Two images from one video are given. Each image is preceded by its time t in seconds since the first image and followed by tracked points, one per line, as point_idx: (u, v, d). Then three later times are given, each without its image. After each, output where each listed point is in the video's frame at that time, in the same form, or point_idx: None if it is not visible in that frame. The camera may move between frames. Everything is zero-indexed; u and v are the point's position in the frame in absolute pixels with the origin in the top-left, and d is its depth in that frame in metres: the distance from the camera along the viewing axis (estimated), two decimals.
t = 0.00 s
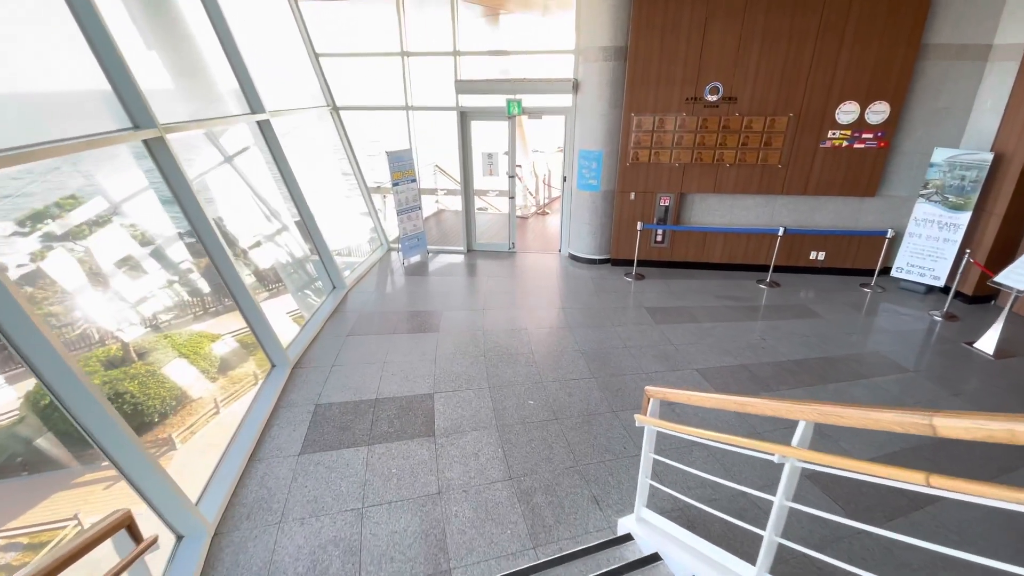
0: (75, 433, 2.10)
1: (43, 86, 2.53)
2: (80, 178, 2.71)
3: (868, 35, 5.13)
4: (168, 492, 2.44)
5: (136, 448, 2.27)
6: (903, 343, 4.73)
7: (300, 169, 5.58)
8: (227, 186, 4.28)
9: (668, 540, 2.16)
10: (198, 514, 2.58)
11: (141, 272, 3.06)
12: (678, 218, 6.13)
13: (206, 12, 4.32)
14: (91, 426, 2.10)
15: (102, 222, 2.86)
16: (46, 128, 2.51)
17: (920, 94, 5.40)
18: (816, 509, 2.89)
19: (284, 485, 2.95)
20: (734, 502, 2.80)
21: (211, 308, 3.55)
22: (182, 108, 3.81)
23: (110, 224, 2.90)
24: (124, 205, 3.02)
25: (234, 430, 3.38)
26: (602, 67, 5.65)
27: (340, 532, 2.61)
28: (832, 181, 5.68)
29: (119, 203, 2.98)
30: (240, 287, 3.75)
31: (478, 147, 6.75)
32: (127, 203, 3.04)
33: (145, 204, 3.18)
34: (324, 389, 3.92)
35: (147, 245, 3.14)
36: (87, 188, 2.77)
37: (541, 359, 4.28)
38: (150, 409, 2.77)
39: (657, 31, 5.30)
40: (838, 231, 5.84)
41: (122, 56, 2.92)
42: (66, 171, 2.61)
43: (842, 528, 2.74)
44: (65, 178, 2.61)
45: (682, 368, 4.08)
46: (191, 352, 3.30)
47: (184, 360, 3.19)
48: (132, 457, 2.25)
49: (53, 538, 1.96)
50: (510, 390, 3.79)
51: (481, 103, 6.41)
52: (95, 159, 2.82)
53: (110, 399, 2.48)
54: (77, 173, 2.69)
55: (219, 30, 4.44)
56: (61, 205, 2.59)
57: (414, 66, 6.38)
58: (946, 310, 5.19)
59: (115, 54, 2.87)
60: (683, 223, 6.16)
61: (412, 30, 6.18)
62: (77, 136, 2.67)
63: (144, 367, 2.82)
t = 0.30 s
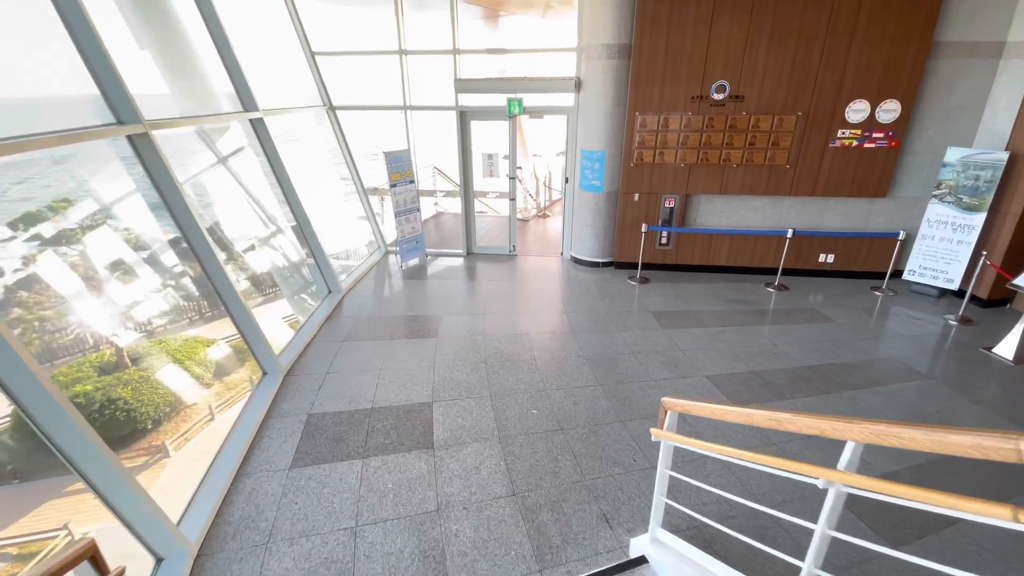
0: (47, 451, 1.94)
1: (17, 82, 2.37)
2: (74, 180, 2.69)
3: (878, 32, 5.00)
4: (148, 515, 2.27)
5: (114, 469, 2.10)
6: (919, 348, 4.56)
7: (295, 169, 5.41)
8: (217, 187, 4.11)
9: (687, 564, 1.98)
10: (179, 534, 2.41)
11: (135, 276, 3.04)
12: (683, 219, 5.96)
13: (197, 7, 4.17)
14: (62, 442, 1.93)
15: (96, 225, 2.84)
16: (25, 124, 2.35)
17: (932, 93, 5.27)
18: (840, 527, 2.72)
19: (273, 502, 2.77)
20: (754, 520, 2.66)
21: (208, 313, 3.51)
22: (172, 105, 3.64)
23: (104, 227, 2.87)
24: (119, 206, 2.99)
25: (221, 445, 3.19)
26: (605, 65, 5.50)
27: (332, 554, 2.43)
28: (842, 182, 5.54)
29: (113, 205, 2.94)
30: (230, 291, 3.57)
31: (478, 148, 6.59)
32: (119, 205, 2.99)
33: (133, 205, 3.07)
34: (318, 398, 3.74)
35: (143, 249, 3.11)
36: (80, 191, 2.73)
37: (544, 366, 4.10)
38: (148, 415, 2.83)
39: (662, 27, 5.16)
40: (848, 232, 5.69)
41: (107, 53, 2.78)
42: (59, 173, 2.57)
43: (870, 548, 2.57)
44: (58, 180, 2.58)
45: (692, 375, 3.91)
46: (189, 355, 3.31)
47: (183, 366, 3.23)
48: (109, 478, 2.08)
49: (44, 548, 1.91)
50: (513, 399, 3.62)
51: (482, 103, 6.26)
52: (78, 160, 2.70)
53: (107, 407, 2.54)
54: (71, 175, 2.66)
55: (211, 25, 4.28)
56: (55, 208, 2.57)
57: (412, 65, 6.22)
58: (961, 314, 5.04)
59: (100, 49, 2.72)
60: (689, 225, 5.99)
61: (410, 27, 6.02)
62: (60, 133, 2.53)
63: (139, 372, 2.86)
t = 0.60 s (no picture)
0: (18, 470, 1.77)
1: (10, 85, 2.28)
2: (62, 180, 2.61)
3: (892, 27, 4.85)
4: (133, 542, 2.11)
5: (98, 505, 1.95)
6: (939, 353, 4.39)
7: (291, 168, 5.23)
8: (206, 186, 3.93)
9: None
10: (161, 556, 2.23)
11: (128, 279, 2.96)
12: (691, 221, 5.80)
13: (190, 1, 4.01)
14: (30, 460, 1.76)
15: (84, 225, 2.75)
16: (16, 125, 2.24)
17: (947, 91, 5.12)
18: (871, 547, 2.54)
19: (263, 521, 2.57)
20: (780, 541, 2.48)
21: (205, 318, 3.42)
22: (161, 101, 3.47)
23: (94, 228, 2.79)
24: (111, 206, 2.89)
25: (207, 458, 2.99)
26: (611, 62, 5.34)
27: None
28: (854, 182, 5.38)
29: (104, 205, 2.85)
30: (221, 294, 3.38)
31: (479, 147, 6.42)
32: (109, 206, 2.88)
33: (123, 207, 2.95)
34: (313, 407, 3.55)
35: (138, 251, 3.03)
36: (68, 190, 2.64)
37: (549, 372, 3.92)
38: (143, 419, 2.85)
39: (669, 24, 5.01)
40: (860, 234, 5.53)
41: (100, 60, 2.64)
42: (47, 172, 2.50)
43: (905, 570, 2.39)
44: (46, 179, 2.51)
45: (705, 382, 3.73)
46: (185, 356, 3.26)
47: (178, 369, 3.19)
48: (93, 510, 1.93)
49: (31, 560, 1.80)
50: (518, 407, 3.43)
51: (483, 101, 6.10)
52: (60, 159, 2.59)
53: (102, 413, 2.59)
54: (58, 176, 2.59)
55: (203, 17, 4.11)
56: (46, 210, 2.51)
57: (412, 63, 6.06)
58: (980, 317, 4.88)
59: (92, 56, 2.58)
60: (696, 226, 5.83)
61: (410, 24, 5.86)
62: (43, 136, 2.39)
63: (134, 378, 2.86)
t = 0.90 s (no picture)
0: None
1: (11, 85, 2.20)
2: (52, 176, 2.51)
3: (909, 16, 4.68)
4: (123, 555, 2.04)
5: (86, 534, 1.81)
6: (963, 351, 4.20)
7: (288, 162, 5.04)
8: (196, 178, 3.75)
9: None
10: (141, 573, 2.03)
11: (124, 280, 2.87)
12: (700, 217, 5.62)
13: None
14: None
15: (74, 224, 2.64)
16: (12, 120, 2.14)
17: (965, 82, 4.95)
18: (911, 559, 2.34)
19: (250, 534, 2.37)
20: (813, 553, 2.27)
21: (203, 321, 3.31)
22: (151, 87, 3.31)
23: (85, 227, 2.68)
24: (100, 201, 2.75)
25: (193, 467, 2.79)
26: (618, 53, 5.16)
27: None
28: (870, 176, 5.21)
29: (93, 200, 2.71)
30: (212, 290, 3.19)
31: (481, 143, 6.25)
32: (99, 203, 2.74)
33: (110, 205, 2.79)
34: (307, 409, 3.34)
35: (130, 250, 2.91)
36: (58, 187, 2.54)
37: (556, 372, 3.73)
38: (140, 422, 2.82)
39: (679, 13, 4.85)
40: (876, 230, 5.34)
41: (96, 67, 2.56)
42: (36, 171, 2.41)
43: None
44: (37, 180, 2.42)
45: (722, 383, 3.54)
46: (179, 357, 3.19)
47: (172, 371, 3.12)
48: (71, 535, 1.77)
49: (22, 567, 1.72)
50: (526, 410, 3.23)
51: (485, 95, 5.93)
52: (47, 151, 2.46)
53: (94, 417, 2.58)
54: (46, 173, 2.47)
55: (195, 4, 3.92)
56: (38, 209, 2.43)
57: (413, 56, 5.88)
58: (1002, 315, 4.70)
59: (88, 62, 2.50)
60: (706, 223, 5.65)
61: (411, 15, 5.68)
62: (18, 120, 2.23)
63: (127, 381, 2.81)
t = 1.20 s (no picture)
0: None
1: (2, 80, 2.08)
2: (37, 175, 2.42)
3: (929, 6, 4.51)
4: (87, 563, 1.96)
5: (55, 563, 1.68)
6: (988, 354, 4.01)
7: (283, 158, 4.83)
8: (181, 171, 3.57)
9: None
10: None
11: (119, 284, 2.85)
12: (710, 215, 5.43)
13: None
14: None
15: (66, 223, 2.61)
16: None
17: (986, 75, 4.78)
18: None
19: (235, 554, 2.17)
20: None
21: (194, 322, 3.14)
22: (137, 74, 3.12)
23: (76, 228, 2.64)
24: (93, 199, 2.67)
25: (169, 492, 2.50)
26: (626, 44, 4.97)
27: None
28: (886, 172, 5.03)
29: (84, 197, 2.63)
30: (200, 288, 2.99)
31: (483, 139, 6.06)
32: (91, 204, 2.67)
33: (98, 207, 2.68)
34: (301, 416, 3.14)
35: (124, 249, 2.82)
36: (51, 187, 2.50)
37: (564, 377, 3.52)
38: (138, 425, 2.85)
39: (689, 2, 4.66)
40: (892, 228, 5.16)
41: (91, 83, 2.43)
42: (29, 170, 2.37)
43: None
44: (29, 180, 2.38)
45: (740, 388, 3.34)
46: (174, 359, 3.20)
47: (165, 374, 3.12)
48: (37, 562, 1.64)
49: None
50: (533, 417, 3.04)
51: (487, 88, 5.75)
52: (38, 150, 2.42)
53: (88, 420, 2.65)
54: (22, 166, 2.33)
55: None
56: (29, 211, 2.40)
57: (413, 49, 5.69)
58: None
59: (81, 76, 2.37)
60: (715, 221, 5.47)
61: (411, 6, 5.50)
62: None
63: (121, 386, 2.85)
